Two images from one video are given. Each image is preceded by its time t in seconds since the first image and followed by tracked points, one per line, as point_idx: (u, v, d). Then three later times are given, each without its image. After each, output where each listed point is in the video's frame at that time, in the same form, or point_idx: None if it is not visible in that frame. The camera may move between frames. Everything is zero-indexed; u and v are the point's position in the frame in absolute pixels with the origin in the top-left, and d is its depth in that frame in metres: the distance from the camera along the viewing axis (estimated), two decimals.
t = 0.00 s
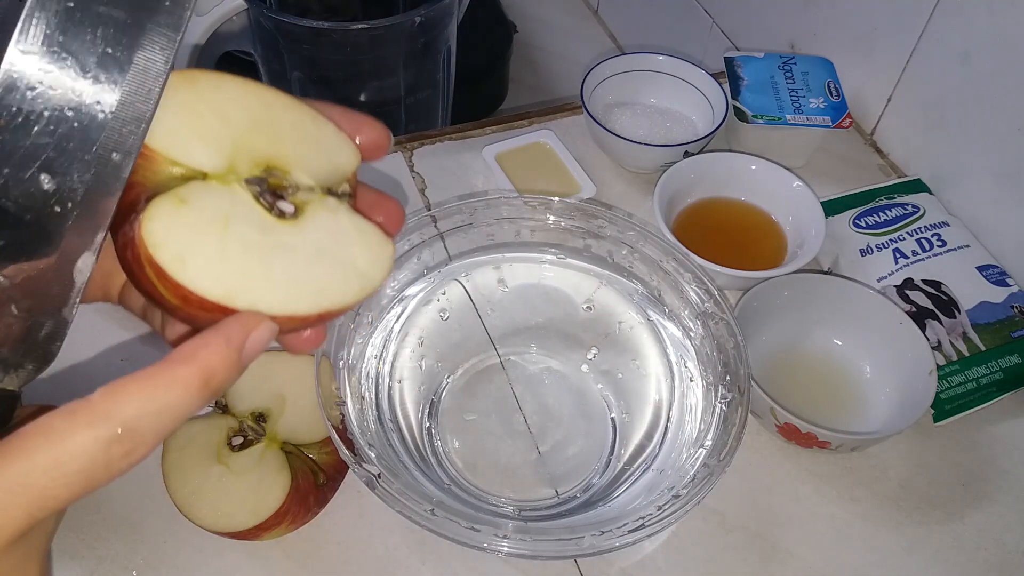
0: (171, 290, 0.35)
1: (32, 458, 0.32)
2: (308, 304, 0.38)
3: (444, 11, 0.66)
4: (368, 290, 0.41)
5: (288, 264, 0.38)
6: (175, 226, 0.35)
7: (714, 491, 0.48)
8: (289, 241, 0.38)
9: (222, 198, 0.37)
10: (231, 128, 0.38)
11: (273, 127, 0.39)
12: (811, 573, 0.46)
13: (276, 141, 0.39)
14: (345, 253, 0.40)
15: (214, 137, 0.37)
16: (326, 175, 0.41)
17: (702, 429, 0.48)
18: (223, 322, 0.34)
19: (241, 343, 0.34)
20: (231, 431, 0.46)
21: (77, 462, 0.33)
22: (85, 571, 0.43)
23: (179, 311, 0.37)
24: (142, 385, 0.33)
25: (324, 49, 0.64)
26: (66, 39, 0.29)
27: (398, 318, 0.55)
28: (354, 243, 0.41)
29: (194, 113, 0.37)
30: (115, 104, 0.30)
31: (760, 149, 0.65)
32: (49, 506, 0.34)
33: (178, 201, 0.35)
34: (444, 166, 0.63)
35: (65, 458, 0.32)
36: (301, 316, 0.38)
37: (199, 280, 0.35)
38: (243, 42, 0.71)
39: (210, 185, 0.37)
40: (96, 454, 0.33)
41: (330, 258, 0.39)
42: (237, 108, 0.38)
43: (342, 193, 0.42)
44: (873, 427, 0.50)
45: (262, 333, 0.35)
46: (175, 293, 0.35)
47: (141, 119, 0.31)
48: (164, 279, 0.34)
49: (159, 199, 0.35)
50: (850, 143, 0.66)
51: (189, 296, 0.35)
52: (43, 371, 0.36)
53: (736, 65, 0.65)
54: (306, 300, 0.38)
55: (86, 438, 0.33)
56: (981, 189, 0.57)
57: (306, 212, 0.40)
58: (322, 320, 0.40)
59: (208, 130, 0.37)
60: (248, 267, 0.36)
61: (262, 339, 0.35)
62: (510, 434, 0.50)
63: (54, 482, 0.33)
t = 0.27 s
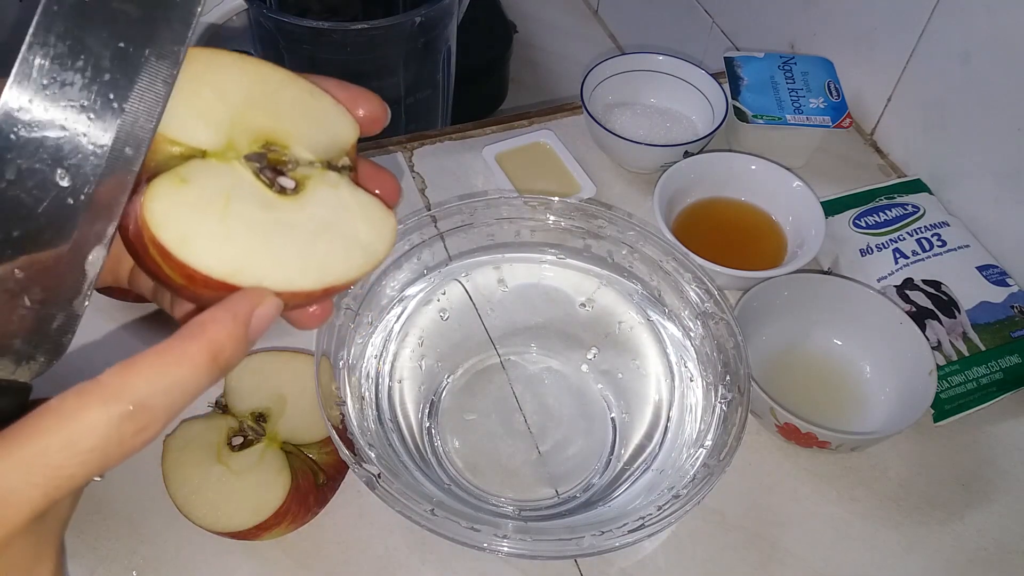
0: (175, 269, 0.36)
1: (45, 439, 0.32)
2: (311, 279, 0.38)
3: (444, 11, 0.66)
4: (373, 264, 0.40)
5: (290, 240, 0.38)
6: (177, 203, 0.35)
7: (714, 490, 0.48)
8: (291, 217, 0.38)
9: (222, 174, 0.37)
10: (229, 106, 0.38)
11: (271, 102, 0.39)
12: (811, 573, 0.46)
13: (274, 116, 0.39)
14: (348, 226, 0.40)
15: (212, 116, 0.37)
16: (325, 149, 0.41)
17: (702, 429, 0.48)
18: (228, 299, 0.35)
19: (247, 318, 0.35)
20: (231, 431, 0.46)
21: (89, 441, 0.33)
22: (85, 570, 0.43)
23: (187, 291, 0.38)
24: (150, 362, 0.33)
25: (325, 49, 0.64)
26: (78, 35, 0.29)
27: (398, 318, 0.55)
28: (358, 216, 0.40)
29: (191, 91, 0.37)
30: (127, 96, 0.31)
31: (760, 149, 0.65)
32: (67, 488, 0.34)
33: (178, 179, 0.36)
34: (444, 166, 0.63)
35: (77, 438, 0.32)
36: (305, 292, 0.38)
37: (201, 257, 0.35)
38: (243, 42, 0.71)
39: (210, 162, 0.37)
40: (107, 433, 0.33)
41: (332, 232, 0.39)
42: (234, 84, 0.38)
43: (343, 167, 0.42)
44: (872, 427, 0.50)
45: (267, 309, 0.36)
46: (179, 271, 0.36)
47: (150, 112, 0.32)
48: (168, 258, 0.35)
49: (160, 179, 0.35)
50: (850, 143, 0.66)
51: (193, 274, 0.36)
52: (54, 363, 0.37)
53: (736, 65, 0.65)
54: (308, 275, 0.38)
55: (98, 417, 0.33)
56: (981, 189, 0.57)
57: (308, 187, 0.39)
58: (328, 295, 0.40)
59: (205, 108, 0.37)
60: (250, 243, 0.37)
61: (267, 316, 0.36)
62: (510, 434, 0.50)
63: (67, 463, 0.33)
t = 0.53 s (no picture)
0: (180, 262, 0.35)
1: (45, 429, 0.32)
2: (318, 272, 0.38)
3: (444, 10, 0.65)
4: (381, 256, 0.40)
5: (297, 233, 0.38)
6: (182, 195, 0.35)
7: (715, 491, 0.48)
8: (298, 209, 0.38)
9: (228, 166, 0.37)
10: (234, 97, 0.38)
11: (278, 93, 0.39)
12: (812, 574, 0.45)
13: (281, 108, 0.39)
14: (356, 219, 0.39)
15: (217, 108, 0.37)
16: (332, 141, 0.40)
17: (703, 430, 0.48)
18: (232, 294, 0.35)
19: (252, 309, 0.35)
20: (230, 431, 0.46)
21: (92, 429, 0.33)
22: (83, 572, 0.43)
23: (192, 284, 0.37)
24: (149, 353, 0.33)
25: (324, 48, 0.63)
26: (84, 26, 0.29)
27: (398, 318, 0.55)
28: (365, 208, 0.40)
29: (194, 83, 0.37)
30: (133, 90, 0.31)
31: (760, 149, 0.65)
32: (68, 480, 0.34)
33: (184, 171, 0.36)
34: (444, 165, 0.63)
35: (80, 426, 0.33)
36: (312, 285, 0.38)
37: (208, 250, 0.35)
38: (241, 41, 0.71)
39: (216, 154, 0.37)
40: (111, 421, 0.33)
41: (339, 224, 0.39)
42: (240, 74, 0.38)
43: (350, 160, 0.41)
44: (874, 427, 0.50)
45: (271, 301, 0.36)
46: (185, 265, 0.35)
47: (156, 106, 0.32)
48: (173, 251, 0.35)
49: (165, 171, 0.35)
50: (851, 142, 0.66)
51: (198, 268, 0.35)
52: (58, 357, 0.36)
53: (737, 64, 0.64)
54: (315, 268, 0.38)
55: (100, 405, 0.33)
56: (983, 189, 0.57)
57: (314, 179, 0.39)
58: (336, 289, 0.40)
59: (210, 100, 0.37)
60: (256, 235, 0.36)
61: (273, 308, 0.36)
62: (510, 434, 0.50)
63: (68, 453, 0.33)
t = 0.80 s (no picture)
0: (180, 261, 0.35)
1: (42, 426, 0.33)
2: (318, 273, 0.38)
3: (444, 11, 0.66)
4: (384, 258, 0.40)
5: (299, 233, 0.38)
6: (184, 193, 0.35)
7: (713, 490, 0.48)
8: (301, 208, 0.38)
9: (231, 165, 0.37)
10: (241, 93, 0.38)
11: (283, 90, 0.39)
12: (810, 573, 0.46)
13: (286, 105, 0.39)
14: (359, 219, 0.39)
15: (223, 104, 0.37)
16: (336, 140, 0.41)
17: (702, 429, 0.48)
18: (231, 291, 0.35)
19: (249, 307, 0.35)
20: (231, 431, 0.46)
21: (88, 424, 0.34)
22: (84, 571, 0.43)
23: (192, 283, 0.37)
24: (147, 352, 0.34)
25: (324, 49, 0.64)
26: (85, 28, 0.30)
27: (398, 318, 0.55)
28: (368, 208, 0.40)
29: (201, 79, 0.37)
30: (133, 91, 0.32)
31: (759, 149, 0.65)
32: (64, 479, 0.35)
33: (186, 169, 0.36)
34: (444, 166, 0.63)
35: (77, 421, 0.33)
36: (313, 287, 0.38)
37: (208, 250, 0.35)
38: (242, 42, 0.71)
39: (219, 153, 0.37)
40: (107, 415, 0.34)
41: (342, 225, 0.39)
42: (246, 72, 0.38)
43: (354, 159, 0.42)
44: (873, 427, 0.50)
45: (271, 301, 0.35)
46: (184, 265, 0.36)
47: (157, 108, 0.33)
48: (174, 250, 0.35)
49: (168, 169, 0.35)
50: (849, 142, 0.66)
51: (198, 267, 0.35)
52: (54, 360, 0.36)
53: (736, 65, 0.65)
54: (316, 269, 0.38)
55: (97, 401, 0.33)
56: (981, 190, 0.57)
57: (317, 179, 0.39)
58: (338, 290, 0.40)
59: (215, 97, 0.37)
60: (257, 234, 0.37)
61: (272, 308, 0.36)
62: (510, 434, 0.50)
63: (64, 450, 0.33)
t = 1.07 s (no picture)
0: (172, 284, 0.36)
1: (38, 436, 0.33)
2: (313, 286, 0.38)
3: (444, 11, 0.66)
4: (379, 265, 0.40)
5: (292, 247, 0.38)
6: (173, 215, 0.35)
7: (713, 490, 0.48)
8: (292, 221, 0.38)
9: (220, 182, 0.37)
10: (228, 104, 0.38)
11: (272, 97, 0.38)
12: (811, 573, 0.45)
13: (275, 113, 0.38)
14: (354, 227, 0.39)
15: (210, 117, 0.37)
16: (327, 145, 0.40)
17: (702, 429, 0.48)
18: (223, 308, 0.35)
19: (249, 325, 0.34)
20: (231, 431, 0.46)
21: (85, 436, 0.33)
22: (84, 571, 0.43)
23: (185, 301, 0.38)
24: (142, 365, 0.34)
25: (325, 50, 0.64)
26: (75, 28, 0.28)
27: (398, 318, 0.55)
28: (363, 214, 0.40)
29: (188, 92, 0.37)
30: (127, 96, 0.30)
31: (759, 149, 0.65)
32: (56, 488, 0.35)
33: (173, 190, 0.36)
34: (444, 166, 0.63)
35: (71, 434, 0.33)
36: (307, 301, 0.38)
37: (199, 272, 0.36)
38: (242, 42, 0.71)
39: (207, 169, 0.37)
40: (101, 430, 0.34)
41: (335, 234, 0.39)
42: (235, 81, 0.38)
43: (347, 162, 0.41)
44: (873, 427, 0.50)
45: (273, 319, 0.35)
46: (177, 287, 0.36)
47: (155, 111, 0.31)
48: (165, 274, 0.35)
49: (155, 190, 0.35)
50: (849, 142, 0.66)
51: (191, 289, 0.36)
52: (50, 371, 0.37)
53: (736, 65, 0.65)
54: (310, 282, 0.38)
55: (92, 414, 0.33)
56: (981, 190, 0.57)
57: (308, 188, 0.39)
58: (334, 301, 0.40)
59: (201, 110, 0.37)
60: (249, 252, 0.37)
61: (273, 327, 0.35)
62: (510, 434, 0.50)
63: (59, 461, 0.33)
